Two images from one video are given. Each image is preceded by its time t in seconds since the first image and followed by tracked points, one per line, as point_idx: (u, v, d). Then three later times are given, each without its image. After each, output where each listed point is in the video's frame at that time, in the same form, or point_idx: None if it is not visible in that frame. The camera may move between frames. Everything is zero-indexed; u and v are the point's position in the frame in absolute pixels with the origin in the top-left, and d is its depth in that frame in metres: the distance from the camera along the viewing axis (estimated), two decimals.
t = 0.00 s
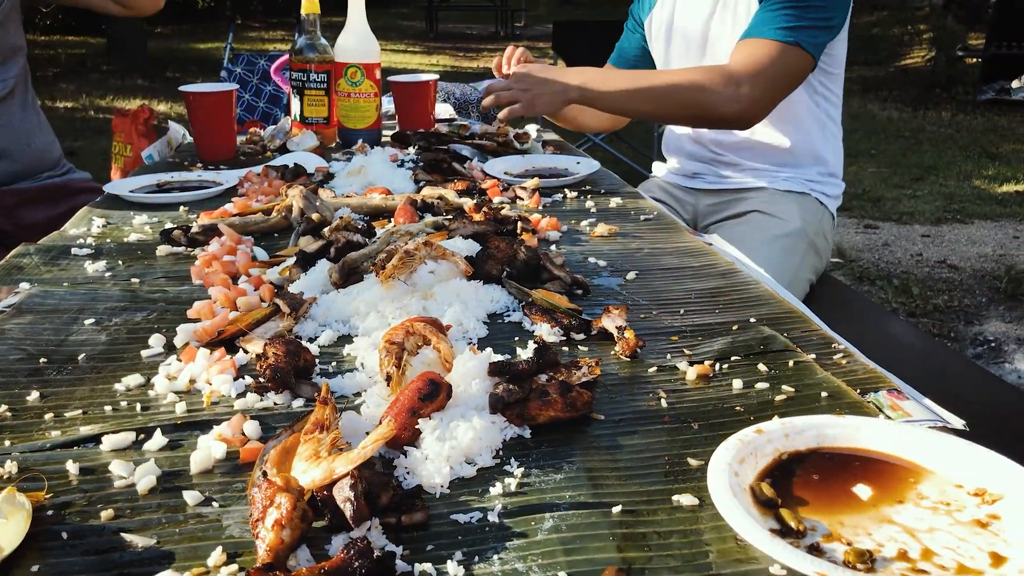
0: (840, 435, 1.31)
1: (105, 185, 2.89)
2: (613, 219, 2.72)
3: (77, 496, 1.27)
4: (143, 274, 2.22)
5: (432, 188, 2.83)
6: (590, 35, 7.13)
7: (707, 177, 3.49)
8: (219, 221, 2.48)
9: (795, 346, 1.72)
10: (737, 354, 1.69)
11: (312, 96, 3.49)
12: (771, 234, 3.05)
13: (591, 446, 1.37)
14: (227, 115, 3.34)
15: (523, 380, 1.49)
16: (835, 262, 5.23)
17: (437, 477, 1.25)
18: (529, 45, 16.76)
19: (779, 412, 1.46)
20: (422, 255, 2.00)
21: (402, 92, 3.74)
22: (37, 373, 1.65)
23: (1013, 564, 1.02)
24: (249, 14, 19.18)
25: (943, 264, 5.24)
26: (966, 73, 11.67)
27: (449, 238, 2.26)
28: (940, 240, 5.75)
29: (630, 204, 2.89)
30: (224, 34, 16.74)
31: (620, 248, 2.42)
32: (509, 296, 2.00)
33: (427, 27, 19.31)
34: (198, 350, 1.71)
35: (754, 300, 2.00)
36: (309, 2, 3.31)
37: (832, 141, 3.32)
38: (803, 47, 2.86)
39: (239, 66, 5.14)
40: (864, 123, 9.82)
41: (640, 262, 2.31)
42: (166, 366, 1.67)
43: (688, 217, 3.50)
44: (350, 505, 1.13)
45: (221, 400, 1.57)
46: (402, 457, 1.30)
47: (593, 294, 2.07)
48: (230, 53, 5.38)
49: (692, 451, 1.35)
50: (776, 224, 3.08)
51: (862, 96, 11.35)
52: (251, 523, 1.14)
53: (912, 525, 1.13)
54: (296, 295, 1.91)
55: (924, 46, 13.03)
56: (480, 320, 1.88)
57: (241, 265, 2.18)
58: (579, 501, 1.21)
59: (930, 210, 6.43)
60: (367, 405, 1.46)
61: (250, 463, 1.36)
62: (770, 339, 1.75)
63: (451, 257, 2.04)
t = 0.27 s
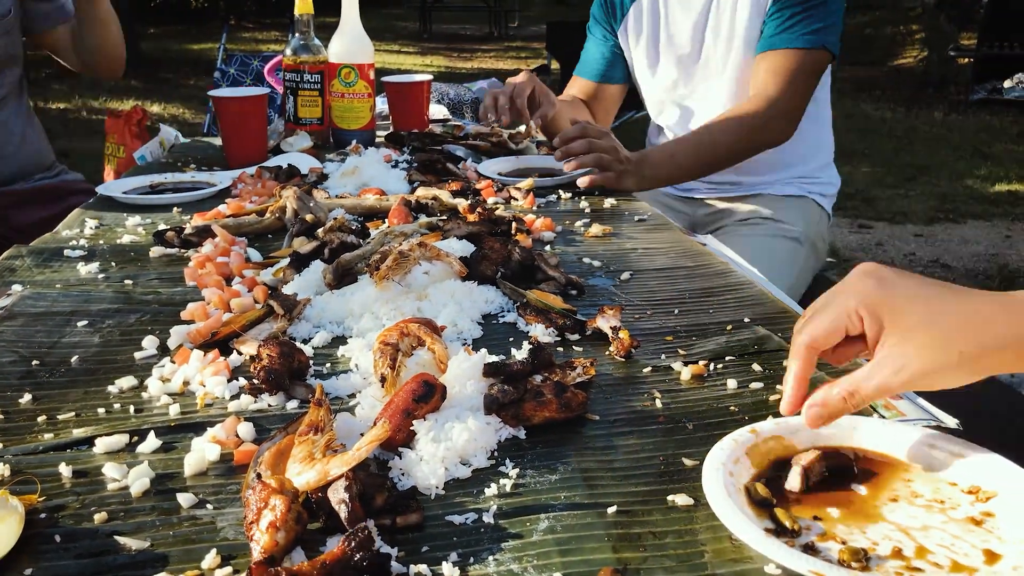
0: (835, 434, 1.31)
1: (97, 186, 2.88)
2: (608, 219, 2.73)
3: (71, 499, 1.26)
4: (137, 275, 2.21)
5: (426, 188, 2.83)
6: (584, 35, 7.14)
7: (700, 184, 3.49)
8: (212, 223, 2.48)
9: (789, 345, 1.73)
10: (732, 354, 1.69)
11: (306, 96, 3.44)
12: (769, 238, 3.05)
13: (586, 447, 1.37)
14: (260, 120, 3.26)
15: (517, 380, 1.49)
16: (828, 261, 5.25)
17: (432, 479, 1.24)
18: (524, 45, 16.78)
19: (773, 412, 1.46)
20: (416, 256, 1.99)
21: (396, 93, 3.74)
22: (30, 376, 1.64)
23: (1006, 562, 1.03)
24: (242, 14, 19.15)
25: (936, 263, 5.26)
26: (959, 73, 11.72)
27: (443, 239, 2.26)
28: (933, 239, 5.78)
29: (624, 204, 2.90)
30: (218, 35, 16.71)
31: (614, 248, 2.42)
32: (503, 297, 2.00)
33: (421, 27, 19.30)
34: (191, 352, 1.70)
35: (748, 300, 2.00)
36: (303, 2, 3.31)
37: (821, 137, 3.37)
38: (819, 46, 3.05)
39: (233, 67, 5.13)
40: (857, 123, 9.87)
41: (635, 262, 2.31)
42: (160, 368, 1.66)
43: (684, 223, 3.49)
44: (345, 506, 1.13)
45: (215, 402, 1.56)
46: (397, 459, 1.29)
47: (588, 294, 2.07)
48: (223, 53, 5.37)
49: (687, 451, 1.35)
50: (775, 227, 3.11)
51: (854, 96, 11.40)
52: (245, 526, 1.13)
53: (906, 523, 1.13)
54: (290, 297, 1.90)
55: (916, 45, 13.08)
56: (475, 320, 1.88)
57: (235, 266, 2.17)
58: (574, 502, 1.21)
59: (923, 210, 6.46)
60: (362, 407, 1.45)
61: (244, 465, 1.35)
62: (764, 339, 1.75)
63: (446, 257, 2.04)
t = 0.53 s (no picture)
0: (829, 434, 1.31)
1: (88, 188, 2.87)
2: (601, 219, 2.73)
3: (62, 502, 1.25)
4: (128, 277, 2.20)
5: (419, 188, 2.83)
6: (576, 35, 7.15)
7: (692, 185, 3.50)
8: (204, 224, 2.47)
9: (782, 345, 1.73)
10: (724, 354, 1.69)
11: (298, 97, 3.42)
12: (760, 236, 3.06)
13: (579, 448, 1.37)
14: (252, 119, 3.24)
15: (511, 381, 1.48)
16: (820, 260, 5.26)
17: (424, 480, 1.24)
18: (516, 45, 16.81)
19: (767, 412, 1.46)
20: (409, 256, 1.99)
21: (388, 93, 3.73)
22: (20, 378, 1.63)
23: (998, 560, 1.03)
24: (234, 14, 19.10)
25: (927, 262, 5.28)
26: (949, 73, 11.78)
27: (436, 240, 2.25)
28: (924, 237, 5.80)
29: (617, 204, 2.90)
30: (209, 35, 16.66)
31: (607, 248, 2.43)
32: (496, 298, 2.00)
33: (413, 27, 19.29)
34: (183, 353, 1.69)
35: (740, 300, 2.01)
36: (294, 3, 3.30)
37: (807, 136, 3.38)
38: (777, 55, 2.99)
39: (224, 67, 5.12)
40: (848, 122, 9.90)
41: (627, 261, 2.31)
42: (151, 370, 1.65)
43: (675, 221, 3.49)
44: (338, 509, 1.12)
45: (207, 404, 1.55)
46: (389, 460, 1.29)
47: (581, 294, 2.07)
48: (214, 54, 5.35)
49: (680, 451, 1.35)
50: (766, 226, 3.11)
51: (845, 96, 11.44)
52: (238, 529, 1.13)
53: (899, 523, 1.13)
54: (282, 298, 1.90)
55: (906, 45, 13.14)
56: (468, 321, 1.88)
57: (227, 267, 2.16)
58: (568, 502, 1.21)
59: (914, 209, 6.49)
60: (355, 408, 1.45)
61: (236, 467, 1.35)
62: (757, 338, 1.75)
63: (438, 258, 2.03)
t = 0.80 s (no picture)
0: (824, 434, 1.31)
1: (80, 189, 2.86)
2: (595, 219, 2.73)
3: (54, 505, 1.25)
4: (121, 278, 2.19)
5: (413, 189, 2.83)
6: (570, 35, 7.16)
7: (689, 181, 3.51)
8: (197, 224, 2.46)
9: (777, 344, 1.73)
10: (718, 354, 1.69)
11: (291, 96, 3.43)
12: (756, 234, 3.06)
13: (574, 448, 1.36)
14: (245, 119, 3.22)
15: (505, 381, 1.48)
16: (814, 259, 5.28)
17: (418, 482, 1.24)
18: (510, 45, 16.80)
19: (760, 412, 1.46)
20: (403, 257, 1.99)
21: (381, 93, 3.72)
22: (12, 380, 1.62)
23: (992, 559, 1.03)
24: (227, 14, 19.05)
25: (920, 261, 5.30)
26: (941, 73, 11.83)
27: (430, 240, 2.25)
28: (917, 237, 5.82)
29: (611, 204, 2.90)
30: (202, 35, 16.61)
31: (601, 248, 2.43)
32: (491, 298, 2.00)
33: (407, 27, 19.27)
34: (177, 354, 1.69)
35: (734, 299, 2.01)
36: (287, 3, 3.29)
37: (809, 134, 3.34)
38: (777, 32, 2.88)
39: (217, 67, 5.11)
40: (841, 121, 9.93)
41: (622, 262, 2.31)
42: (145, 372, 1.64)
43: (669, 218, 3.50)
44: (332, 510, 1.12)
45: (200, 405, 1.55)
46: (384, 461, 1.28)
47: (576, 294, 2.07)
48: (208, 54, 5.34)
49: (675, 451, 1.35)
50: (759, 225, 3.11)
51: (838, 96, 11.47)
52: (231, 530, 1.12)
53: (893, 523, 1.13)
54: (275, 299, 1.89)
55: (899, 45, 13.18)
56: (463, 321, 1.88)
57: (221, 268, 2.15)
58: (562, 503, 1.21)
59: (907, 208, 6.51)
60: (349, 409, 1.45)
61: (230, 469, 1.34)
62: (751, 338, 1.75)
63: (432, 258, 2.03)
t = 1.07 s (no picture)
0: (817, 433, 1.31)
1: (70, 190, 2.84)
2: (587, 219, 2.73)
3: (45, 508, 1.24)
4: (112, 279, 2.18)
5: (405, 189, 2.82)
6: (562, 35, 7.17)
7: (681, 179, 3.51)
8: (188, 225, 2.45)
9: (769, 344, 1.74)
10: (711, 354, 1.69)
11: (283, 97, 3.41)
12: (748, 234, 3.07)
13: (568, 449, 1.36)
14: (237, 119, 3.21)
15: (499, 381, 1.48)
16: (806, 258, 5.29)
17: (411, 483, 1.23)
18: (502, 45, 16.79)
19: (754, 411, 1.46)
20: (395, 257, 1.98)
21: (374, 93, 3.71)
22: (2, 383, 1.61)
23: (985, 557, 1.03)
24: (218, 15, 18.98)
25: (912, 260, 5.32)
26: (932, 72, 11.89)
27: (422, 240, 2.25)
28: (908, 236, 5.84)
29: (603, 204, 2.90)
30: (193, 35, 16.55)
31: (594, 248, 2.43)
32: (484, 298, 1.99)
33: (399, 27, 19.24)
34: (168, 356, 1.68)
35: (727, 299, 2.01)
36: (279, 2, 3.28)
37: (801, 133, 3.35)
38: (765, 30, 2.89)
39: (208, 67, 5.09)
40: (832, 121, 9.97)
41: (615, 261, 2.31)
42: (135, 374, 1.63)
43: (663, 218, 3.51)
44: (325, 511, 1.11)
45: (192, 407, 1.54)
46: (377, 462, 1.28)
47: (569, 294, 2.07)
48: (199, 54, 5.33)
49: (669, 451, 1.35)
50: (752, 225, 3.11)
51: (830, 95, 11.51)
52: (223, 533, 1.12)
53: (886, 522, 1.14)
54: (267, 300, 1.88)
55: (890, 45, 13.24)
56: (456, 322, 1.87)
57: (212, 269, 2.14)
58: (555, 504, 1.21)
59: (898, 207, 6.53)
60: (341, 410, 1.44)
61: (222, 471, 1.33)
62: (744, 337, 1.76)
63: (425, 259, 2.02)
